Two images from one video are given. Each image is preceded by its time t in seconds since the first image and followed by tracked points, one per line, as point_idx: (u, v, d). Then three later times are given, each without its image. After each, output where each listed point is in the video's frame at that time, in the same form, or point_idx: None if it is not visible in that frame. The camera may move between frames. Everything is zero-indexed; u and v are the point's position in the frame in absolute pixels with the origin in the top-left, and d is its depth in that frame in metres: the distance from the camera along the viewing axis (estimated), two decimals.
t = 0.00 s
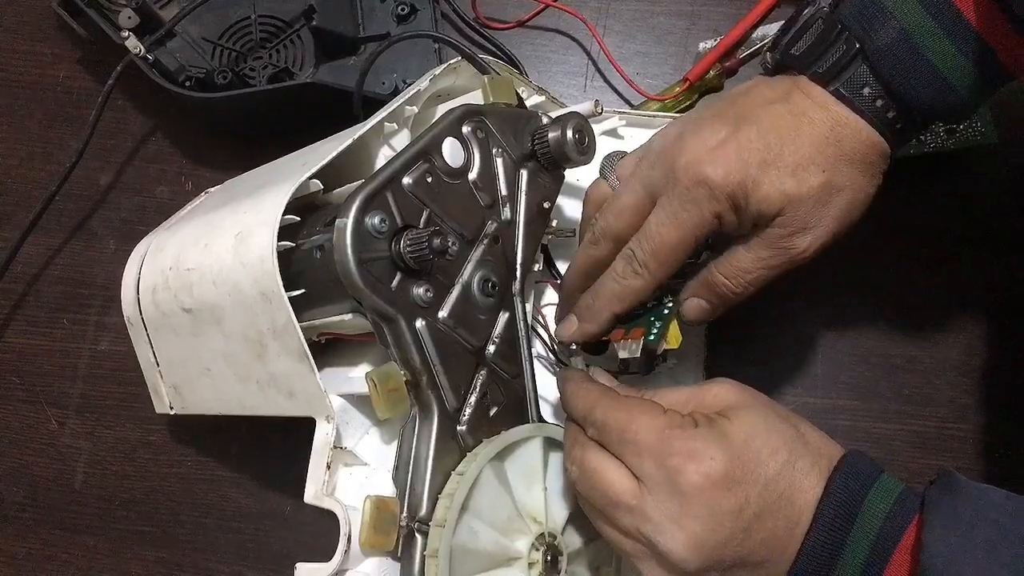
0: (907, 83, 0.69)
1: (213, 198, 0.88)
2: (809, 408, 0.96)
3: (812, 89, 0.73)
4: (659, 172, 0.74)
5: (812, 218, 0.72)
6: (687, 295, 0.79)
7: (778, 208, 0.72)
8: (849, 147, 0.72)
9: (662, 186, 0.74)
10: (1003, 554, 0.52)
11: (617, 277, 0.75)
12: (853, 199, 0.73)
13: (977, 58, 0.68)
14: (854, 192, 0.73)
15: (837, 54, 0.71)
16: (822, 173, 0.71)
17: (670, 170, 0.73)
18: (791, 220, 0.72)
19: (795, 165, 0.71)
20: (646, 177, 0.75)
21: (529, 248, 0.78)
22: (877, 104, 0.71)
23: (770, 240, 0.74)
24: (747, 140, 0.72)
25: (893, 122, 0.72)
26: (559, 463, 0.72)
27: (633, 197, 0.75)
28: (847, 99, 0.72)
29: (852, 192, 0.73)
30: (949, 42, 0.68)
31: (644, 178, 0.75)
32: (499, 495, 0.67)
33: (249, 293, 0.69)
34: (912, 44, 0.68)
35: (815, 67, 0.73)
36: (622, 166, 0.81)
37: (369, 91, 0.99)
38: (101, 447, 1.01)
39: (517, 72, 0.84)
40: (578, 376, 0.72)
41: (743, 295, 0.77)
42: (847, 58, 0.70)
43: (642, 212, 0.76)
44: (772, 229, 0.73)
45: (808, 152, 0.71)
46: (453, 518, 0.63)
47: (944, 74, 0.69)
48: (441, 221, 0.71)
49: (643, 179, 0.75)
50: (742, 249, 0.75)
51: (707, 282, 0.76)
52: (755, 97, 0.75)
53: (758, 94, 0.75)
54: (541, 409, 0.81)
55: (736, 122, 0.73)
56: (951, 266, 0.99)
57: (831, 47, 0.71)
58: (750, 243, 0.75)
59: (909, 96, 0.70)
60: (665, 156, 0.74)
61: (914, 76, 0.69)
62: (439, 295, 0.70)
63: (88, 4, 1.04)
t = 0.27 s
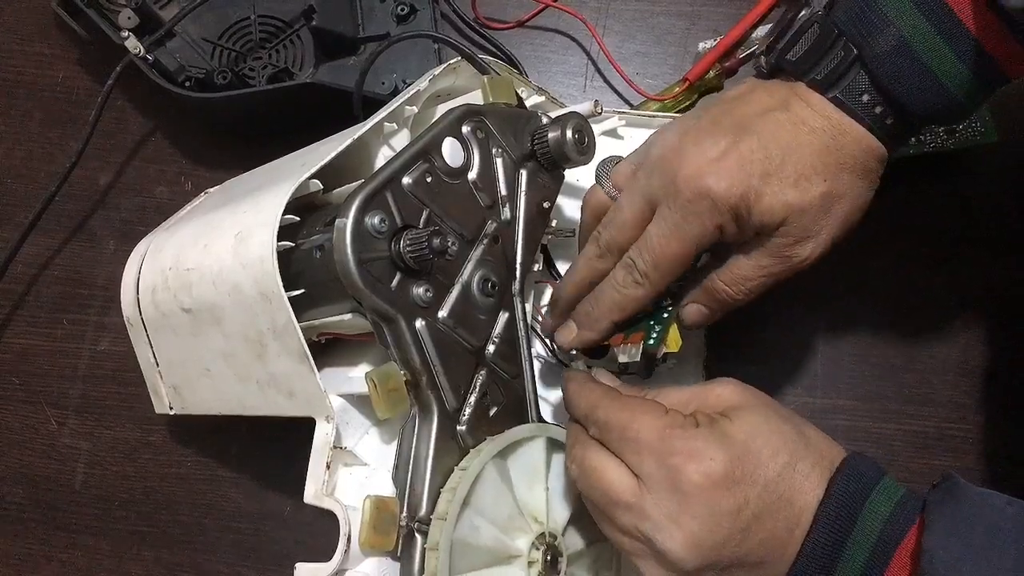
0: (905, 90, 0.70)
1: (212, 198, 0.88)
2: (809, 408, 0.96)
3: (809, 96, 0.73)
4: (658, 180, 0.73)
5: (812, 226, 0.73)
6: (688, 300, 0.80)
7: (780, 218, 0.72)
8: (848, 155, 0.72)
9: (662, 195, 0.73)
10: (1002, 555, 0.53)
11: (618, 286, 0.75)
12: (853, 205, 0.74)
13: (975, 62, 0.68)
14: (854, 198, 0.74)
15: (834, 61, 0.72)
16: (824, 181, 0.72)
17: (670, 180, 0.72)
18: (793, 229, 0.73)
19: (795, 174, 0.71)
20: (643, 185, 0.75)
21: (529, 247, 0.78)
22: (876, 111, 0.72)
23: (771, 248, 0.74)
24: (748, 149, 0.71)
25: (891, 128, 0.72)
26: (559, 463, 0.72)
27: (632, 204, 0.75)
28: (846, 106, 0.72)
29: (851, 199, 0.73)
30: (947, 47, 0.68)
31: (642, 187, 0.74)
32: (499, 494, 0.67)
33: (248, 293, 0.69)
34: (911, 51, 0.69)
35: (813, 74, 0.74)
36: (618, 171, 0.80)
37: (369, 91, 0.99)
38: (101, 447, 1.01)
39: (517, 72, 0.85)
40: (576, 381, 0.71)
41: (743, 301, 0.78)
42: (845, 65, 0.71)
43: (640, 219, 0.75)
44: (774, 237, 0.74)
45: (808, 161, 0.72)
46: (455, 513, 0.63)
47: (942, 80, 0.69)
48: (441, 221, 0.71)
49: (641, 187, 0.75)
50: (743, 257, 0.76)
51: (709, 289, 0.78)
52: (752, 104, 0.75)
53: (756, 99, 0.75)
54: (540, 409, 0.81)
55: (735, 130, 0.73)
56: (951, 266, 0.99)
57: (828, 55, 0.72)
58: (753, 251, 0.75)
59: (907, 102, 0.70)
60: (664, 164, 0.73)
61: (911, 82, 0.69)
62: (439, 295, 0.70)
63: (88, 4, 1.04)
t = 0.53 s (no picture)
0: (904, 87, 0.68)
1: (213, 198, 0.88)
2: (809, 408, 0.96)
3: (807, 96, 0.72)
4: (658, 182, 0.74)
5: (813, 225, 0.74)
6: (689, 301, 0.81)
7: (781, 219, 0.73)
8: (849, 156, 0.72)
9: (663, 197, 0.73)
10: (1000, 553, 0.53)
11: (620, 288, 0.75)
12: (853, 203, 0.75)
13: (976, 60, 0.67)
14: (854, 196, 0.75)
15: (833, 57, 0.70)
16: (825, 182, 0.72)
17: (671, 183, 0.72)
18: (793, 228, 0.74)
19: (795, 176, 0.72)
20: (643, 186, 0.75)
21: (529, 248, 0.78)
22: (876, 108, 0.70)
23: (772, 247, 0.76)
24: (747, 151, 0.71)
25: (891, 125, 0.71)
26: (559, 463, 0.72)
27: (633, 207, 0.75)
28: (846, 104, 0.70)
29: (851, 197, 0.74)
30: (948, 43, 0.66)
31: (643, 189, 0.75)
32: (499, 493, 0.67)
33: (249, 294, 0.69)
34: (910, 47, 0.67)
35: (810, 70, 0.72)
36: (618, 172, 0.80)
37: (369, 92, 0.99)
38: (101, 448, 1.01)
39: (517, 73, 0.85)
40: (579, 377, 0.72)
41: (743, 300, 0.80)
42: (844, 61, 0.69)
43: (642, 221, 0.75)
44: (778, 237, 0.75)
45: (809, 163, 0.72)
46: (456, 513, 0.63)
47: (942, 76, 0.67)
48: (441, 222, 0.71)
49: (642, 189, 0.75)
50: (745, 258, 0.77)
51: (712, 291, 0.79)
52: (750, 105, 0.74)
53: (752, 100, 0.75)
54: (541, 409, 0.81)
55: (733, 133, 0.73)
56: (950, 266, 0.99)
57: (826, 51, 0.70)
58: (755, 252, 0.76)
59: (907, 100, 0.68)
60: (664, 167, 0.73)
61: (911, 79, 0.67)
62: (439, 295, 0.70)
63: (88, 5, 1.04)
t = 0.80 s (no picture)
0: (898, 79, 0.69)
1: (212, 198, 0.88)
2: (809, 408, 0.96)
3: (801, 86, 0.74)
4: (650, 170, 0.75)
5: (804, 219, 0.74)
6: (686, 299, 0.80)
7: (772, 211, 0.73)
8: (840, 149, 0.73)
9: (653, 184, 0.74)
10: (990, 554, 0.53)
11: (607, 276, 0.75)
12: (845, 199, 0.75)
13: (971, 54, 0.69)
14: (846, 190, 0.75)
15: (829, 48, 0.70)
16: (816, 173, 0.73)
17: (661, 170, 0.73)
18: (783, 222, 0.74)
19: (785, 166, 0.72)
20: (635, 174, 0.76)
21: (529, 247, 0.78)
22: (870, 99, 0.71)
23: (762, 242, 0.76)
24: (740, 139, 0.72)
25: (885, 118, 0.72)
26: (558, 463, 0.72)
27: (623, 195, 0.77)
28: (841, 96, 0.72)
29: (843, 193, 0.75)
30: (943, 35, 0.68)
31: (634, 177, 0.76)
32: (499, 492, 0.67)
33: (249, 294, 0.69)
34: (905, 39, 0.68)
35: (806, 61, 0.72)
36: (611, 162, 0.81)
37: (369, 91, 0.99)
38: (101, 447, 1.01)
39: (517, 72, 0.85)
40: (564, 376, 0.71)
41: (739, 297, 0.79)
42: (840, 51, 0.70)
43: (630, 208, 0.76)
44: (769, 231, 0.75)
45: (800, 154, 0.72)
46: (455, 513, 0.63)
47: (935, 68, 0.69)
48: (441, 221, 0.71)
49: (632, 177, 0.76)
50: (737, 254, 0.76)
51: (704, 288, 0.78)
52: (745, 94, 0.75)
53: (746, 90, 0.76)
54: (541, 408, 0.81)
55: (726, 121, 0.74)
56: (951, 266, 0.99)
57: (823, 41, 0.71)
58: (746, 249, 0.76)
59: (900, 91, 0.70)
60: (657, 155, 0.74)
61: (904, 70, 0.69)
62: (439, 295, 0.70)
63: (88, 4, 1.04)
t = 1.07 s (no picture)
0: (902, 68, 0.64)
1: (212, 197, 0.88)
2: (808, 407, 0.96)
3: (802, 69, 0.70)
4: (629, 117, 0.75)
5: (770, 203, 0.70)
6: (667, 297, 0.76)
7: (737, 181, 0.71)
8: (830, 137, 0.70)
9: (632, 128, 0.74)
10: None
11: (558, 212, 0.75)
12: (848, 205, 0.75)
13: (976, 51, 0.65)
14: (837, 187, 0.71)
15: (830, 34, 0.66)
16: (798, 156, 0.69)
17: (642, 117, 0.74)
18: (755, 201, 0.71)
19: (760, 131, 0.70)
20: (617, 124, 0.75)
21: (529, 247, 0.78)
22: (869, 89, 0.67)
23: (740, 232, 0.72)
24: (726, 95, 0.72)
25: (884, 109, 0.68)
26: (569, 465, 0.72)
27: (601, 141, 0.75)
28: (840, 83, 0.67)
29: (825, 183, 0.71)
30: (949, 29, 0.64)
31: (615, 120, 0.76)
32: (506, 484, 0.67)
33: (248, 293, 0.69)
34: (907, 26, 0.63)
35: (808, 45, 0.68)
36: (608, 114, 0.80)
37: (368, 91, 0.99)
38: (101, 447, 1.01)
39: (516, 72, 0.85)
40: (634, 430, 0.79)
41: (720, 296, 0.75)
42: (842, 37, 0.65)
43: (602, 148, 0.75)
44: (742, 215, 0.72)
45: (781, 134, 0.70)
46: (461, 494, 0.64)
47: (941, 63, 0.64)
48: (440, 221, 0.71)
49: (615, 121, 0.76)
50: (721, 249, 0.72)
51: (684, 284, 0.74)
52: (747, 68, 0.73)
53: (749, 66, 0.73)
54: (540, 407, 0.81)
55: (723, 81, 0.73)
56: (951, 266, 0.98)
57: (827, 26, 0.66)
58: (724, 242, 0.72)
59: (905, 83, 0.65)
60: (643, 104, 0.74)
61: (910, 61, 0.64)
62: (439, 295, 0.70)
63: (87, 3, 1.03)
